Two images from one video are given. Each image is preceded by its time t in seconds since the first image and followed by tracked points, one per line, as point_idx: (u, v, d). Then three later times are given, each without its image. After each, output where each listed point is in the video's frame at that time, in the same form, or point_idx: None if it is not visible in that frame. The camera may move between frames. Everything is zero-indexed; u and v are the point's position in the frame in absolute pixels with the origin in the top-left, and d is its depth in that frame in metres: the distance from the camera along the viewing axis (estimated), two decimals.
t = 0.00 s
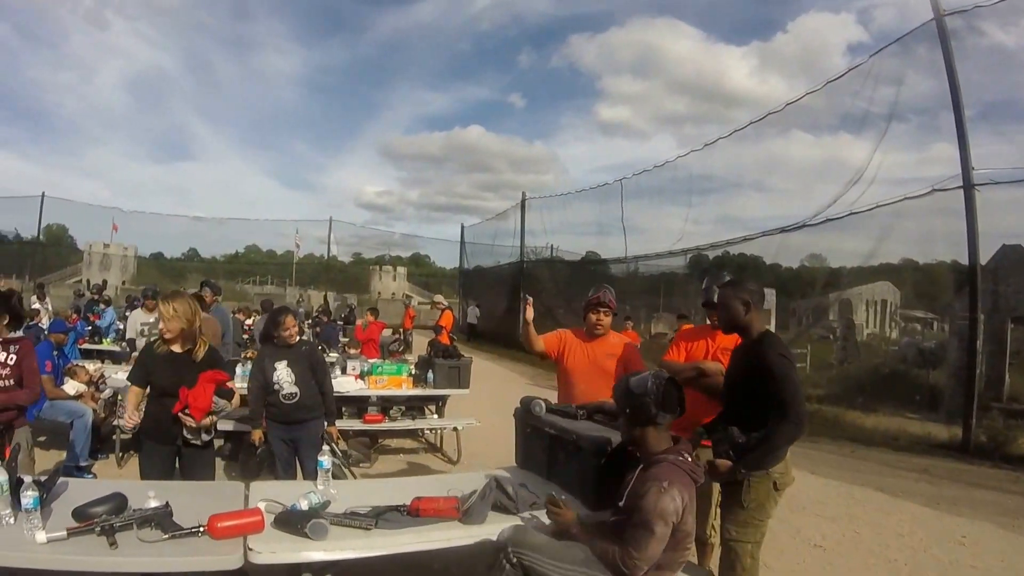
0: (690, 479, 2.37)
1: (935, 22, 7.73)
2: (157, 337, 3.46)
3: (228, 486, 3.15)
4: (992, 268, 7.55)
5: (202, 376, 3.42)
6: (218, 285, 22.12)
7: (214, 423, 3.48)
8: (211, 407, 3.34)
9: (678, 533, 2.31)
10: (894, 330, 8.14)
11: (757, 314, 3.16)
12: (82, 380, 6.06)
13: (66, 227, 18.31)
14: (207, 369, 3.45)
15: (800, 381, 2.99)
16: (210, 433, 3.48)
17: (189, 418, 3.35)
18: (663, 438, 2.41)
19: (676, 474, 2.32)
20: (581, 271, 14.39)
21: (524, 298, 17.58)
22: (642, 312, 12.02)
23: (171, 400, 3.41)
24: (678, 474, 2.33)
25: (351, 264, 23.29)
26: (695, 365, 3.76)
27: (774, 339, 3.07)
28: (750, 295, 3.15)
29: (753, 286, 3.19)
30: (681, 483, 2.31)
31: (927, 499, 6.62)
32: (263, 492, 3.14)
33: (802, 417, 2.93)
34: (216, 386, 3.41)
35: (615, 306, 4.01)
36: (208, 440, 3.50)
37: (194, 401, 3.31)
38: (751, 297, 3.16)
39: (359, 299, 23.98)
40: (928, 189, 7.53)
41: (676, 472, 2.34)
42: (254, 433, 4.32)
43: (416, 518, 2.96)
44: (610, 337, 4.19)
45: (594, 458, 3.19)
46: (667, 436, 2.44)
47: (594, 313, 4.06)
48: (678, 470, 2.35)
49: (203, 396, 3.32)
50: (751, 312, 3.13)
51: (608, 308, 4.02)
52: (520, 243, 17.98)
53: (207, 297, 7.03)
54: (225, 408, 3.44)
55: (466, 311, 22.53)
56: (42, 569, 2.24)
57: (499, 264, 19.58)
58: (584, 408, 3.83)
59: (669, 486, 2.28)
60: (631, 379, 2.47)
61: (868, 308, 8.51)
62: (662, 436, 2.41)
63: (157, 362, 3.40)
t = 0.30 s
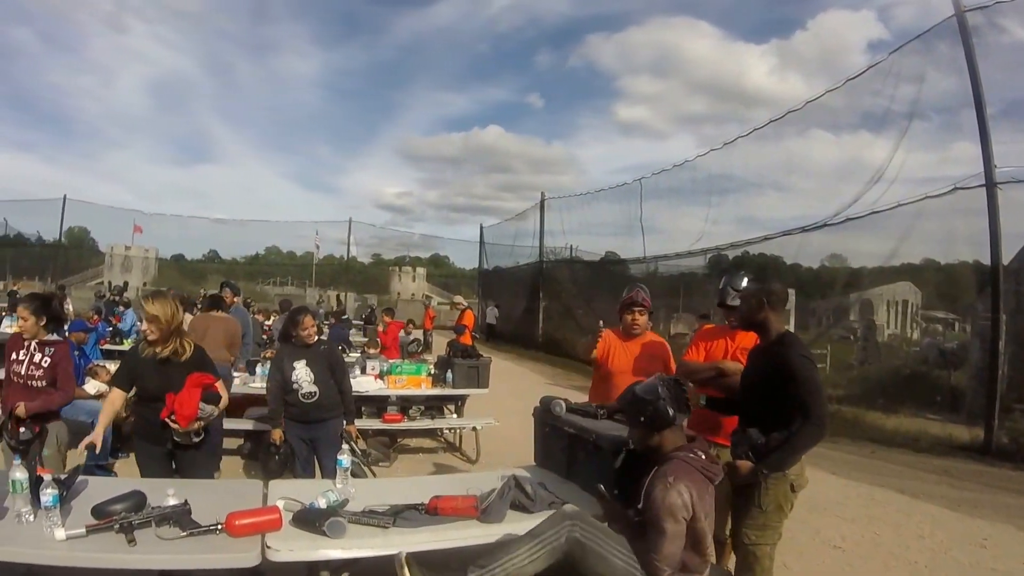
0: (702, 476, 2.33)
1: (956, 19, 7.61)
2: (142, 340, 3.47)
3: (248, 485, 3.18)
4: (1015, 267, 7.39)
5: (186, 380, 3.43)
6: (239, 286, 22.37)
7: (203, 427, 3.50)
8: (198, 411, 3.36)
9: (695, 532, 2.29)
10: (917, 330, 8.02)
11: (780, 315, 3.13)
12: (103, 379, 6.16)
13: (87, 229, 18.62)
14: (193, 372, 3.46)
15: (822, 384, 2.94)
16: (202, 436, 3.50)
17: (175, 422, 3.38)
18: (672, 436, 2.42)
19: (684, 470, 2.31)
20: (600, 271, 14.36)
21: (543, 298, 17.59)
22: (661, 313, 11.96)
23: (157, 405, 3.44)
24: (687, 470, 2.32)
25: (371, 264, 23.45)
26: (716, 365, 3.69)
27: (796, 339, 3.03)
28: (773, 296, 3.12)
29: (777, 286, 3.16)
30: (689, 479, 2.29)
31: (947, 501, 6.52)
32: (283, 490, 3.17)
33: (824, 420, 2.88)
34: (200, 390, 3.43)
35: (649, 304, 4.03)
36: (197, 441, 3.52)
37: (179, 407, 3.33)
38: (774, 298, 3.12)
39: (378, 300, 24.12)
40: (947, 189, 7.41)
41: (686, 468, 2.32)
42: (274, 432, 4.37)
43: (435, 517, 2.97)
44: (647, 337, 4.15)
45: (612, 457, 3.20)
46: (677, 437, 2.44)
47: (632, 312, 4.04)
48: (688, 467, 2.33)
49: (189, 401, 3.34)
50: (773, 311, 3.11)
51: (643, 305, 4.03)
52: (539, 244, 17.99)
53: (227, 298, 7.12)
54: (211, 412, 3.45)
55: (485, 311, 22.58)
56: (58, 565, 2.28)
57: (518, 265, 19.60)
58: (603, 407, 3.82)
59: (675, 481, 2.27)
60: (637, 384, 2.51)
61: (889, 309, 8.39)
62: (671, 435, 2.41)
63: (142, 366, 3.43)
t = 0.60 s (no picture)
0: (722, 480, 2.31)
1: (982, 14, 7.41)
2: (157, 344, 3.49)
3: (276, 484, 3.20)
4: None
5: (205, 378, 3.46)
6: (268, 287, 22.74)
7: (225, 423, 3.53)
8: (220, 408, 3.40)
9: (717, 537, 2.27)
10: (944, 332, 7.83)
11: (810, 313, 3.05)
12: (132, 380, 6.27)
13: (116, 231, 19.09)
14: (210, 369, 3.50)
15: (847, 384, 2.88)
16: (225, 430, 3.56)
17: (199, 420, 3.40)
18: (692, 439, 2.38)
19: (706, 475, 2.28)
20: (627, 272, 14.28)
21: (570, 299, 17.54)
22: (688, 313, 11.84)
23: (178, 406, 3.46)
24: (707, 474, 2.29)
25: (398, 266, 23.62)
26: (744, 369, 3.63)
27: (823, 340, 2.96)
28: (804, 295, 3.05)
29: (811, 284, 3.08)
30: (711, 484, 2.26)
31: (977, 505, 6.32)
32: (310, 490, 3.19)
33: (847, 420, 2.82)
34: (220, 386, 3.47)
35: (680, 307, 3.95)
36: (222, 437, 3.57)
37: (200, 405, 3.37)
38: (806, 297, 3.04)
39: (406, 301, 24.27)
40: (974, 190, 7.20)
41: (706, 472, 2.29)
42: (298, 431, 4.40)
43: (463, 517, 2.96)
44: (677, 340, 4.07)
45: (639, 458, 3.17)
46: (697, 440, 2.40)
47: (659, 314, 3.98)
48: (708, 470, 2.30)
49: (209, 400, 3.37)
50: (802, 310, 3.04)
51: (672, 308, 3.95)
52: (566, 245, 17.95)
53: (253, 300, 7.23)
54: (233, 406, 3.50)
55: (512, 312, 22.57)
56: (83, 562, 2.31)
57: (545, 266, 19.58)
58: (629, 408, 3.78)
59: (697, 488, 2.24)
60: (653, 386, 2.46)
61: (917, 310, 8.18)
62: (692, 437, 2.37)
63: (158, 368, 3.44)
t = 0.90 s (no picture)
0: (744, 486, 2.26)
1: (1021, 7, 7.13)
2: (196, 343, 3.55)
3: (311, 484, 3.23)
4: None
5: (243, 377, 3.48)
6: (304, 289, 23.10)
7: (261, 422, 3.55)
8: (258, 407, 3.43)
9: (740, 546, 2.22)
10: (981, 334, 7.60)
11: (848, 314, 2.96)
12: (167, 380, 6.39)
13: (155, 235, 19.66)
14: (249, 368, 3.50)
15: (880, 387, 2.79)
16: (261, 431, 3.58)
17: (236, 418, 3.43)
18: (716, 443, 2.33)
19: (728, 482, 2.23)
20: (661, 274, 14.12)
21: (604, 301, 17.41)
22: (722, 315, 11.64)
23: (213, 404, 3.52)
24: (729, 481, 2.24)
25: (433, 268, 23.76)
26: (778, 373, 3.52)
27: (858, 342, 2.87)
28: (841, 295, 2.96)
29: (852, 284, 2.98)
30: (733, 491, 2.21)
31: (1016, 511, 6.06)
32: (345, 490, 3.21)
33: (878, 425, 2.74)
34: (258, 384, 3.48)
35: (711, 310, 3.87)
36: (257, 437, 3.59)
37: (239, 404, 3.39)
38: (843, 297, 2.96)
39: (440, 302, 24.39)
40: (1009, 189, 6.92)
41: (728, 479, 2.24)
42: (328, 431, 4.43)
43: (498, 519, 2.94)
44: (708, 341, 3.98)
45: (674, 461, 3.11)
46: (721, 444, 2.35)
47: (687, 315, 3.89)
48: (730, 477, 2.25)
49: (247, 399, 3.39)
50: (839, 310, 2.95)
51: (700, 309, 3.85)
52: (599, 247, 17.86)
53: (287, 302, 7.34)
54: (270, 404, 3.53)
55: (547, 314, 22.49)
56: (115, 559, 2.36)
57: (579, 268, 19.49)
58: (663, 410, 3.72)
59: (718, 495, 2.19)
60: (676, 388, 2.41)
61: (952, 312, 7.91)
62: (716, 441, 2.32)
63: (195, 366, 3.51)
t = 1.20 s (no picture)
0: (796, 495, 2.21)
1: None
2: (258, 339, 3.69)
3: (356, 485, 3.25)
4: None
5: (293, 371, 3.57)
6: (345, 291, 23.47)
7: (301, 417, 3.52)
8: (294, 394, 3.46)
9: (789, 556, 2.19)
10: None
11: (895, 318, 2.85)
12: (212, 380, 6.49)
13: (200, 239, 20.27)
14: (300, 364, 3.60)
15: (928, 393, 2.67)
16: (302, 426, 3.58)
17: (273, 403, 3.46)
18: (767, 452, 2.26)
19: (780, 494, 2.17)
20: (702, 275, 13.89)
21: (644, 303, 17.21)
22: (763, 316, 11.38)
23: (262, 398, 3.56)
24: (781, 492, 2.18)
25: (472, 270, 23.85)
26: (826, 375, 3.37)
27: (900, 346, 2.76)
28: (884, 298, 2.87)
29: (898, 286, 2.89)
30: (785, 503, 2.16)
31: None
32: (388, 491, 3.22)
33: (925, 430, 2.61)
34: (302, 377, 3.53)
35: (747, 311, 3.76)
36: (296, 439, 3.61)
37: (278, 386, 3.46)
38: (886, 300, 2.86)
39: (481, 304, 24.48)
40: None
41: (779, 489, 2.19)
42: (368, 432, 4.45)
43: (540, 521, 2.92)
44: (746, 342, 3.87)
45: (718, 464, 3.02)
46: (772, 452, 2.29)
47: (722, 315, 3.79)
48: (782, 488, 2.20)
49: (287, 382, 3.46)
50: (884, 313, 2.86)
51: (735, 309, 3.73)
52: (639, 248, 17.68)
53: (328, 305, 7.47)
54: (310, 401, 3.47)
55: (586, 316, 22.34)
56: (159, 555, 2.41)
57: (618, 270, 19.33)
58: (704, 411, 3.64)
59: (771, 508, 2.14)
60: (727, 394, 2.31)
61: (1000, 312, 7.57)
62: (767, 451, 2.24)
63: (253, 359, 3.62)
